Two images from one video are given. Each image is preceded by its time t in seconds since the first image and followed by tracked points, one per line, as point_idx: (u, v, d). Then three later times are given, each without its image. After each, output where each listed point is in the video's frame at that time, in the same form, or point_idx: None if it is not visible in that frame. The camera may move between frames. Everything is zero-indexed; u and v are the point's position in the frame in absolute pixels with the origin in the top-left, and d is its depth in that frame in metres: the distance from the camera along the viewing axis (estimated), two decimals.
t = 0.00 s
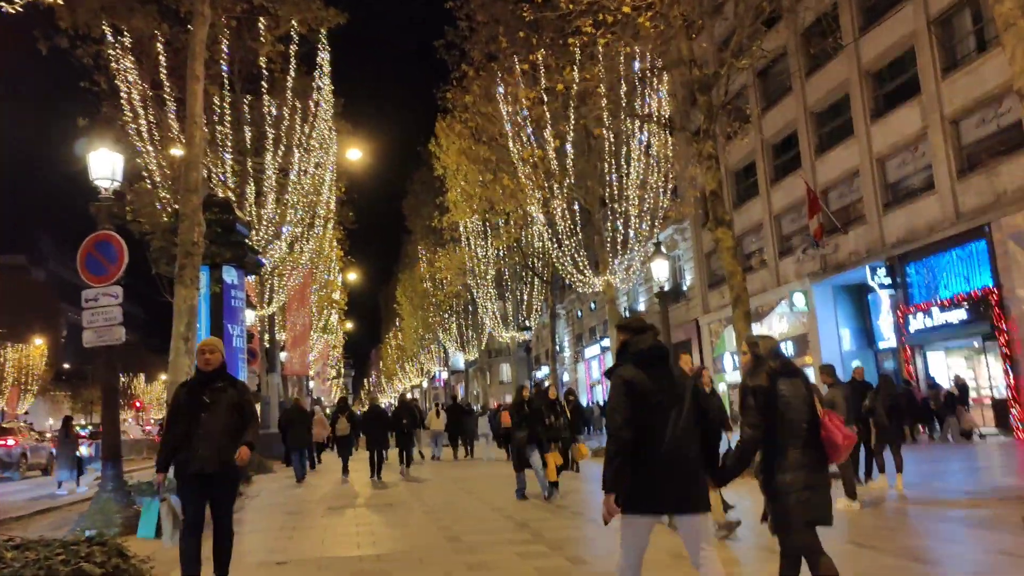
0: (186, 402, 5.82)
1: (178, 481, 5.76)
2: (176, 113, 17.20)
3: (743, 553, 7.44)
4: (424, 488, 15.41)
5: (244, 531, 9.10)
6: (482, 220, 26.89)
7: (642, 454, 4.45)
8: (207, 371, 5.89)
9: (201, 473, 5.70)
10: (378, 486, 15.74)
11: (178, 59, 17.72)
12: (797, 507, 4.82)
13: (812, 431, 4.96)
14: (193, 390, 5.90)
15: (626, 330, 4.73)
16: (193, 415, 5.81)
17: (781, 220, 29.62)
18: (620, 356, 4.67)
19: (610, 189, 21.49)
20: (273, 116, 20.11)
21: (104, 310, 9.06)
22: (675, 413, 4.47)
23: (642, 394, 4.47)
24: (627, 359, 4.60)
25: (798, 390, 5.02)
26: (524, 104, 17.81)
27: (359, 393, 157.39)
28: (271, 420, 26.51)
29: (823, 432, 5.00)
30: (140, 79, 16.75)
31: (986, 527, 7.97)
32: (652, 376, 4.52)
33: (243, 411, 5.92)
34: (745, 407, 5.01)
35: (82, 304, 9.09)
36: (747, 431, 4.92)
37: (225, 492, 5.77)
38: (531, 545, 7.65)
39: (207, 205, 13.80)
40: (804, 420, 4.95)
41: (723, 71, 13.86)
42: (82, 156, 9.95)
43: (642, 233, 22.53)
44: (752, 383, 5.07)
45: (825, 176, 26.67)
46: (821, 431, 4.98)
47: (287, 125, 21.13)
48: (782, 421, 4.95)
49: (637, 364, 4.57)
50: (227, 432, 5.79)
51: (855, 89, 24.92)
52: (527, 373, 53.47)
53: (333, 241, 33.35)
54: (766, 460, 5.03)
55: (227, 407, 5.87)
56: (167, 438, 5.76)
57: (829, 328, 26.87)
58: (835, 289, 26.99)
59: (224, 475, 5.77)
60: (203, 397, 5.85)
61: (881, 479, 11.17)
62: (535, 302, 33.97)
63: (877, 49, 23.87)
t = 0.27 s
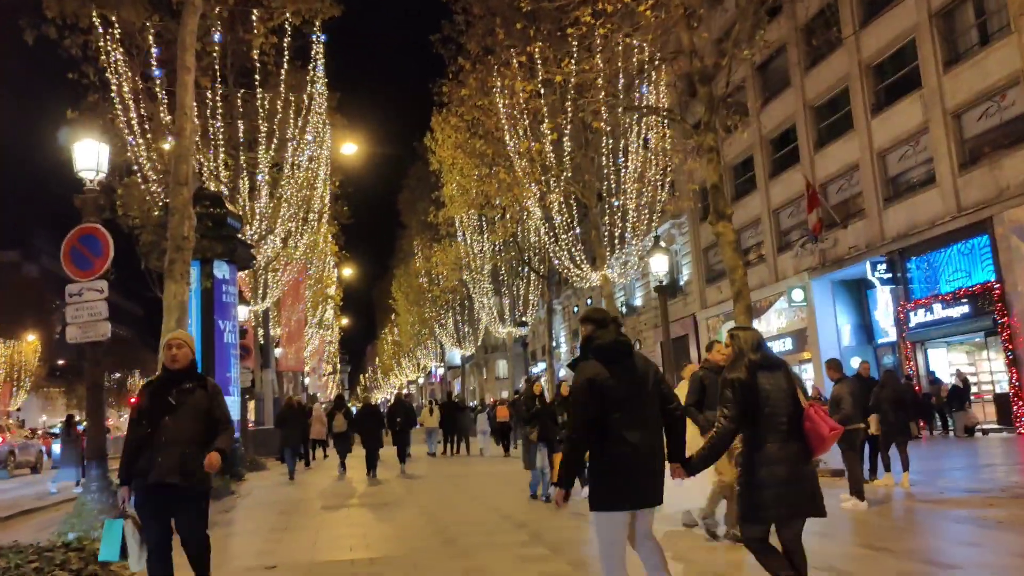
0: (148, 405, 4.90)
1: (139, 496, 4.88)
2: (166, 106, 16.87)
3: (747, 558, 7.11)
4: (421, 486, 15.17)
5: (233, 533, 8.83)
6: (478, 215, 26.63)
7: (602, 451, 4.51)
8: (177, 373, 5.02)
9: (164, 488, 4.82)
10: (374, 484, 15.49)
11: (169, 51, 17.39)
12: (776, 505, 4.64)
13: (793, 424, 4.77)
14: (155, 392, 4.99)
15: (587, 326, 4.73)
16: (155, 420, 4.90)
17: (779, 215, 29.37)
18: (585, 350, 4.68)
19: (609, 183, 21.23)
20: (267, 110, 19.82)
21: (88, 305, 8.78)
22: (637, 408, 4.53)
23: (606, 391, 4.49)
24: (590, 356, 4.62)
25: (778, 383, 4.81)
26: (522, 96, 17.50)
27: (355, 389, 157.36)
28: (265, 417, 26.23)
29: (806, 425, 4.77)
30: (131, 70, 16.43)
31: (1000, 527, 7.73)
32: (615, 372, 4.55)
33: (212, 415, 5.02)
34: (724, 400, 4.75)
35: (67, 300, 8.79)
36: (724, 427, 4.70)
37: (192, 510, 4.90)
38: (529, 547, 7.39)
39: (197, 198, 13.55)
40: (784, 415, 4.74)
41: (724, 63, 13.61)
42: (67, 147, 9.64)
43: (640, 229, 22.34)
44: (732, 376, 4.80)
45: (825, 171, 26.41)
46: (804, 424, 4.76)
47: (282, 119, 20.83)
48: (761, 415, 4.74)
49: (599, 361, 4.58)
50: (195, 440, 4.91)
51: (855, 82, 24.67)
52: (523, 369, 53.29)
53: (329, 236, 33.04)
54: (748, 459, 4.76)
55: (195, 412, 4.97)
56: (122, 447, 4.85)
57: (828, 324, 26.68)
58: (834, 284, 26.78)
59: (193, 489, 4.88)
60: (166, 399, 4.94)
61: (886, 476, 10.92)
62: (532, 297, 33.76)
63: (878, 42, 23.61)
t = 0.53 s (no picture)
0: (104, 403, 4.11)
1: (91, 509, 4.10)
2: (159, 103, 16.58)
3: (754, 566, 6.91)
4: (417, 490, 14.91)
5: (223, 541, 8.55)
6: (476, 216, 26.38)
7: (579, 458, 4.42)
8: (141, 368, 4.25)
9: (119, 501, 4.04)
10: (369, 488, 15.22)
11: (162, 48, 17.11)
12: (766, 517, 4.50)
13: (773, 432, 4.64)
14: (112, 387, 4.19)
15: (568, 336, 4.71)
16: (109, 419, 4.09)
17: (779, 216, 29.15)
18: (564, 359, 4.65)
19: (608, 183, 21.01)
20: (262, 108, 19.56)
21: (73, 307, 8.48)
22: (617, 419, 4.44)
23: (583, 400, 4.44)
24: (567, 364, 4.59)
25: (757, 391, 4.71)
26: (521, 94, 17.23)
27: (352, 392, 156.98)
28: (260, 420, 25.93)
29: (788, 431, 4.67)
30: (123, 68, 16.15)
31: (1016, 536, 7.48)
32: (594, 382, 4.50)
33: (181, 413, 4.26)
34: (702, 413, 4.66)
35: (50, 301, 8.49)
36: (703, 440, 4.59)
37: (153, 523, 4.10)
38: (528, 557, 7.13)
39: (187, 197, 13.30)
40: (764, 423, 4.64)
41: (726, 60, 13.36)
42: (52, 143, 9.39)
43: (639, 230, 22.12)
44: (709, 388, 4.72)
45: (825, 172, 26.19)
46: (786, 430, 4.66)
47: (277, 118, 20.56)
48: (740, 425, 4.64)
49: (578, 370, 4.54)
50: (159, 446, 4.14)
51: (856, 82, 24.45)
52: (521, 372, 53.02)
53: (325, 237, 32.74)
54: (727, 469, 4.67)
55: (160, 412, 4.20)
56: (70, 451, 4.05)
57: (829, 327, 26.46)
58: (835, 287, 26.56)
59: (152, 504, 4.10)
60: (124, 395, 4.15)
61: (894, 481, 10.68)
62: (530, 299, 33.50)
63: (880, 42, 23.39)
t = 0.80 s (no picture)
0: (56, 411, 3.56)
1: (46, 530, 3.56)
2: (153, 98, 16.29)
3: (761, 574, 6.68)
4: (415, 490, 14.67)
5: (213, 546, 8.29)
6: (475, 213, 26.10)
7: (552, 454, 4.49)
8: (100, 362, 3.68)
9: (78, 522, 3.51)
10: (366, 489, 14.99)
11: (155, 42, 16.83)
12: (728, 521, 4.41)
13: (740, 435, 4.61)
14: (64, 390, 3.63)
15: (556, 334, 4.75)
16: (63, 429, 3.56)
17: (781, 213, 28.91)
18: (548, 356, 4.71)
19: (609, 180, 20.73)
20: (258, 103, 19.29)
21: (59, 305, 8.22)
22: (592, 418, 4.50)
23: (561, 398, 4.51)
24: (552, 360, 4.63)
25: (721, 395, 4.68)
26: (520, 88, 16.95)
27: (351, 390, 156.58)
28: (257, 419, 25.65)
29: (752, 437, 4.67)
30: (116, 61, 15.87)
31: None
32: (575, 381, 4.57)
33: (145, 416, 3.69)
34: (670, 420, 4.68)
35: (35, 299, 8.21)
36: (667, 449, 4.58)
37: (115, 544, 3.56)
38: (527, 564, 6.89)
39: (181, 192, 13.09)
40: (732, 427, 4.60)
41: (730, 53, 13.10)
42: (38, 136, 9.14)
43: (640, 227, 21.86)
44: (677, 393, 4.76)
45: (827, 168, 25.96)
46: (747, 436, 4.66)
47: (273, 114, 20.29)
48: (709, 430, 4.60)
49: (561, 367, 4.60)
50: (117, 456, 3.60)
51: (859, 78, 24.21)
52: (521, 370, 52.72)
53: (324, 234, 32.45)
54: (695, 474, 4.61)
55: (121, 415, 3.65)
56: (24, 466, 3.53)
57: (830, 326, 26.25)
58: (837, 284, 26.34)
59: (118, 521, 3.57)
60: (78, 397, 3.59)
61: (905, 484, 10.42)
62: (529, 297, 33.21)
63: (883, 37, 23.15)
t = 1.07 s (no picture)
0: None
1: None
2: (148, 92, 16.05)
3: None
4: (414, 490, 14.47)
5: (206, 548, 8.10)
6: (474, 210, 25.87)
7: (531, 458, 4.73)
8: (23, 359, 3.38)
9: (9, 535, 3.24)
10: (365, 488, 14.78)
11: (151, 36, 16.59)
12: (704, 515, 4.49)
13: (718, 434, 4.70)
14: None
15: (526, 344, 5.01)
16: None
17: (783, 211, 28.69)
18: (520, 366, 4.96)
19: (610, 176, 20.49)
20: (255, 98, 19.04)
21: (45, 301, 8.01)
22: (570, 420, 4.76)
23: (537, 404, 4.77)
24: (525, 370, 4.89)
25: (696, 389, 4.70)
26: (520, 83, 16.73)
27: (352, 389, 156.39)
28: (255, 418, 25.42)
29: (730, 431, 4.72)
30: (111, 55, 15.65)
31: None
32: (549, 387, 4.82)
33: (81, 416, 3.46)
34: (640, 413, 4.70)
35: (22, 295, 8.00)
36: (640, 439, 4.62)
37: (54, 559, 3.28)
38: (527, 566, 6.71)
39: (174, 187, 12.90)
40: (709, 423, 4.66)
41: (733, 46, 12.86)
42: (26, 127, 8.92)
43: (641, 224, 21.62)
44: (649, 385, 4.77)
45: (830, 165, 25.75)
46: (727, 431, 4.72)
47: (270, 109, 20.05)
48: (685, 425, 4.65)
49: (534, 374, 4.86)
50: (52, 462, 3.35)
51: (862, 74, 23.98)
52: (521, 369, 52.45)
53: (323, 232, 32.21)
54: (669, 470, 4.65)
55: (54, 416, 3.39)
56: None
57: (834, 325, 26.02)
58: (841, 283, 26.10)
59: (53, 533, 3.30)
60: (8, 394, 3.32)
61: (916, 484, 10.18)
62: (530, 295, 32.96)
63: (887, 32, 22.92)
